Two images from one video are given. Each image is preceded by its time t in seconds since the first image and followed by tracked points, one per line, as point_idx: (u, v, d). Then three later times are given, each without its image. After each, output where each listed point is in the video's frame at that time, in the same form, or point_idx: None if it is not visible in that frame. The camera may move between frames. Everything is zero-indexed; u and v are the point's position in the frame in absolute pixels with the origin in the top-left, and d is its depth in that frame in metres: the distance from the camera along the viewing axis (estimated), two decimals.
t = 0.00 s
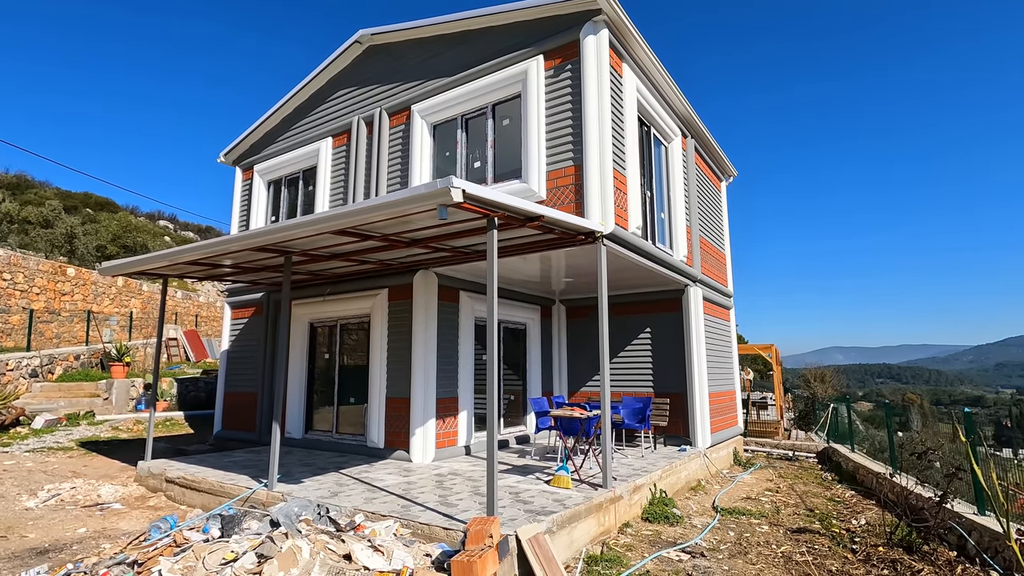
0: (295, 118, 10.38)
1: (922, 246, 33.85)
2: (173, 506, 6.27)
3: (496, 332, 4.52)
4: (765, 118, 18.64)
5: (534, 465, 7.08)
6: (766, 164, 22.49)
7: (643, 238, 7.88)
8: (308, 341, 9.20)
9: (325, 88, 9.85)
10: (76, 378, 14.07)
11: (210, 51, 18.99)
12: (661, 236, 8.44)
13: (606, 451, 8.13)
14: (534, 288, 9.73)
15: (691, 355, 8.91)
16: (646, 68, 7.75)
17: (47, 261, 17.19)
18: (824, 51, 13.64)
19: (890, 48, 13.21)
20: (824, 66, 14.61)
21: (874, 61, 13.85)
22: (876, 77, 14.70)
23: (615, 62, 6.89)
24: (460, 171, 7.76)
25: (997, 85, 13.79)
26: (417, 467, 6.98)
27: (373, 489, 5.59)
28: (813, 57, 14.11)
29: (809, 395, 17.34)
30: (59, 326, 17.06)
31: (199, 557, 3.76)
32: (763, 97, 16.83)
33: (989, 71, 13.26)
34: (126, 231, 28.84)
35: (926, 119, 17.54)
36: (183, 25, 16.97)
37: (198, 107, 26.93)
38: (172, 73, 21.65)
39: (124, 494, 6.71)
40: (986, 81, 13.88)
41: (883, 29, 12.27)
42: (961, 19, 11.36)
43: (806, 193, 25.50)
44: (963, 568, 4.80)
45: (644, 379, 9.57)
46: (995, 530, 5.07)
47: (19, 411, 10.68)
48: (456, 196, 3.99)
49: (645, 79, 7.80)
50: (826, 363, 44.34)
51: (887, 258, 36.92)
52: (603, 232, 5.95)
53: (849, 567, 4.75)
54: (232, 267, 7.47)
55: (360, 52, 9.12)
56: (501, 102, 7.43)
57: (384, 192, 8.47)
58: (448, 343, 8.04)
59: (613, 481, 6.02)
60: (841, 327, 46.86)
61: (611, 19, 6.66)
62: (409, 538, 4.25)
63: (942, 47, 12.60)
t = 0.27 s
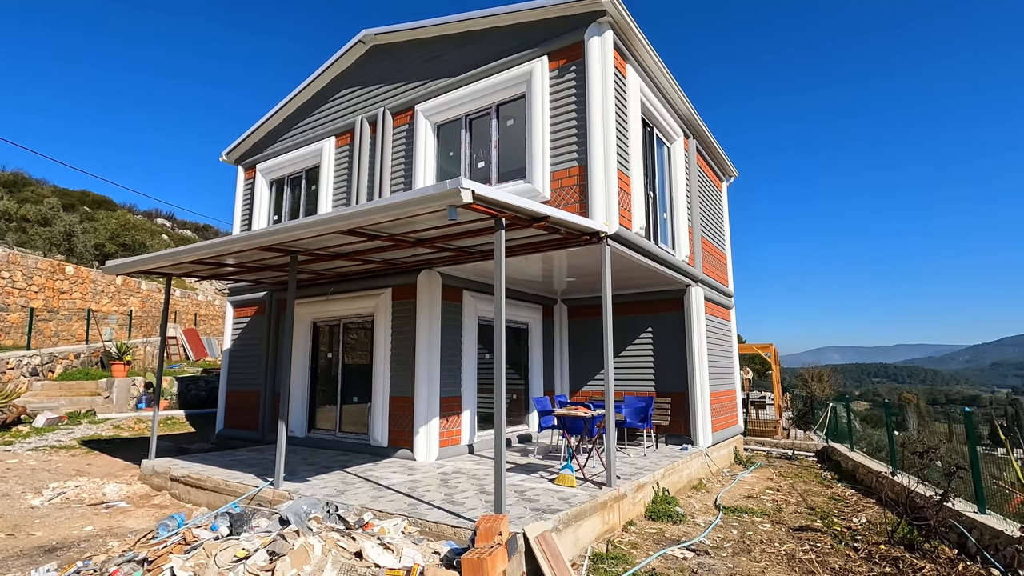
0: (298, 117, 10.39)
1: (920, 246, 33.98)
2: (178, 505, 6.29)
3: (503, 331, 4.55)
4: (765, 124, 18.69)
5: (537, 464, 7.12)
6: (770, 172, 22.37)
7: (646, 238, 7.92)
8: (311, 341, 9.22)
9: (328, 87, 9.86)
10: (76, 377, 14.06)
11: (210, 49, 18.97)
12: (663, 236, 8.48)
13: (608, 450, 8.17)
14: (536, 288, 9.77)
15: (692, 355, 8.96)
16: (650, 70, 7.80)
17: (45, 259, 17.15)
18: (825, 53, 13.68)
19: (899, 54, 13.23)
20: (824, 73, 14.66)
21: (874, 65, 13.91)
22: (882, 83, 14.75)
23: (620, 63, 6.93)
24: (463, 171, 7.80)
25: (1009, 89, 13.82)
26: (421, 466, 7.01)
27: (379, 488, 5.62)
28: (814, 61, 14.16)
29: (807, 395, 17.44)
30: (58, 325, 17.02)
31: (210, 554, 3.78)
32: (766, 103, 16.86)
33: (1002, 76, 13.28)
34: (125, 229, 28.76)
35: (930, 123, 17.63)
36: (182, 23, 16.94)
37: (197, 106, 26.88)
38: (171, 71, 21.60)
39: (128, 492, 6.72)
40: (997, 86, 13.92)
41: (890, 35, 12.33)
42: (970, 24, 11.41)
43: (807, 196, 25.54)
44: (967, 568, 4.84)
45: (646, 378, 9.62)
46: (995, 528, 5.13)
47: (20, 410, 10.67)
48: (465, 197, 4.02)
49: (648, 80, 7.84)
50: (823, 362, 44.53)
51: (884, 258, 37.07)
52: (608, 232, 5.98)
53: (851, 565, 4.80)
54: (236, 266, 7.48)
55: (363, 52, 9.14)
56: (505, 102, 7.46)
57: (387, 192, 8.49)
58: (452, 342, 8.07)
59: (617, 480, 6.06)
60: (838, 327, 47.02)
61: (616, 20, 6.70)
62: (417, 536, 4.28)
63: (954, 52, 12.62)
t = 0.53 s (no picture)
0: (299, 118, 10.42)
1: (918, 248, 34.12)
2: (181, 504, 6.32)
3: (507, 331, 4.59)
4: (764, 124, 18.79)
5: (539, 464, 7.15)
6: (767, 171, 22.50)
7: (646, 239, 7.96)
8: (313, 340, 9.24)
9: (329, 88, 9.90)
10: (76, 377, 14.06)
11: (210, 49, 18.98)
12: (663, 237, 8.52)
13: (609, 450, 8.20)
14: (537, 288, 9.81)
15: (692, 355, 9.01)
16: (651, 72, 7.85)
17: (44, 259, 17.13)
18: (824, 55, 13.76)
19: (897, 55, 13.33)
20: (824, 72, 14.73)
21: (873, 65, 13.98)
22: (881, 84, 14.84)
23: (621, 65, 6.97)
24: (465, 173, 7.84)
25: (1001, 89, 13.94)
26: (423, 465, 7.05)
27: (382, 487, 5.65)
28: (813, 62, 14.23)
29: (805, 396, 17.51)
30: (56, 325, 16.98)
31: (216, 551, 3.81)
32: (764, 102, 16.97)
33: (1001, 77, 13.38)
34: (123, 229, 28.71)
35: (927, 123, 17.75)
36: (182, 24, 16.95)
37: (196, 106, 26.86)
38: (170, 71, 21.59)
39: (130, 492, 6.74)
40: (995, 87, 14.01)
41: (891, 35, 12.41)
42: (960, 25, 11.55)
43: (805, 196, 25.63)
44: (965, 566, 4.88)
45: (646, 379, 9.67)
46: (992, 526, 5.18)
47: (21, 410, 10.68)
48: (470, 199, 4.06)
49: (649, 82, 7.89)
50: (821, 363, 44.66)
51: (882, 259, 37.21)
52: (610, 233, 6.01)
53: (851, 564, 4.84)
54: (238, 266, 7.50)
55: (365, 53, 9.18)
56: (507, 104, 7.50)
57: (389, 192, 8.52)
58: (453, 342, 8.10)
59: (619, 479, 6.10)
60: (836, 328, 47.16)
61: (618, 23, 6.74)
62: (422, 534, 4.31)
63: (947, 52, 12.77)
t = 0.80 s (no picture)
0: (300, 120, 10.43)
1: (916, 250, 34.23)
2: (182, 505, 6.32)
3: (508, 333, 4.60)
4: (763, 129, 18.84)
5: (539, 465, 7.16)
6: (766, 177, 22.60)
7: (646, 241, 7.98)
8: (313, 341, 9.25)
9: (330, 90, 9.91)
10: (75, 377, 14.03)
11: (210, 51, 18.99)
12: (663, 239, 8.55)
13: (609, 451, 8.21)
14: (537, 289, 9.82)
15: (692, 357, 9.03)
16: (651, 74, 7.88)
17: (42, 260, 17.11)
18: (823, 59, 13.80)
19: (895, 61, 13.39)
20: (823, 80, 14.80)
21: (872, 72, 14.03)
22: (880, 89, 14.90)
23: (622, 68, 6.99)
24: (466, 174, 7.86)
25: (1010, 96, 13.97)
26: (423, 467, 7.05)
27: (383, 488, 5.66)
28: (812, 68, 14.27)
29: (804, 397, 17.54)
30: (55, 325, 16.95)
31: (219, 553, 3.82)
32: (763, 107, 17.03)
33: (999, 81, 13.44)
34: (122, 229, 28.67)
35: (928, 127, 17.78)
36: (182, 25, 16.95)
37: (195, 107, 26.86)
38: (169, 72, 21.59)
39: (131, 493, 6.74)
40: (993, 92, 14.06)
41: (891, 41, 12.43)
42: (971, 32, 11.54)
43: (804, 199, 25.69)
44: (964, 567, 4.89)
45: (645, 380, 9.69)
46: (991, 528, 5.20)
47: (20, 410, 10.67)
48: (472, 201, 4.07)
49: (650, 85, 7.92)
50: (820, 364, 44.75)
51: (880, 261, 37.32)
52: (611, 235, 6.03)
53: (851, 565, 4.86)
54: (238, 268, 7.51)
55: (365, 55, 9.20)
56: (508, 106, 7.52)
57: (389, 194, 8.54)
58: (454, 344, 8.11)
59: (619, 480, 6.11)
60: (834, 329, 47.28)
61: (618, 26, 6.76)
62: (423, 536, 4.32)
63: (957, 59, 12.77)
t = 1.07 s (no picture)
0: (301, 122, 10.45)
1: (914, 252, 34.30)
2: (182, 508, 6.31)
3: (510, 335, 4.60)
4: (762, 131, 18.90)
5: (540, 468, 7.15)
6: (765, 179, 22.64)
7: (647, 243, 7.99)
8: (313, 343, 9.25)
9: (330, 92, 9.93)
10: (75, 379, 13.99)
11: (210, 52, 19.01)
12: (663, 241, 8.56)
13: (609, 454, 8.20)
14: (537, 292, 9.83)
15: (692, 360, 9.04)
16: (651, 78, 7.91)
17: (41, 261, 17.09)
18: (821, 62, 13.86)
19: (894, 64, 13.45)
20: (822, 82, 14.85)
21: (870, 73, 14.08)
22: (879, 92, 14.95)
23: (622, 71, 7.01)
24: (466, 177, 7.87)
25: (1015, 98, 13.97)
26: (423, 469, 7.05)
27: (383, 491, 5.66)
28: (811, 70, 14.32)
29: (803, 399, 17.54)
30: (54, 327, 16.93)
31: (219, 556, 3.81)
32: (762, 109, 17.07)
33: (997, 83, 13.49)
34: (122, 231, 28.64)
35: (927, 130, 17.83)
36: (182, 27, 16.99)
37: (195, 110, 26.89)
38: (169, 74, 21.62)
39: (130, 496, 6.72)
40: (991, 94, 14.12)
41: (891, 43, 12.47)
42: (979, 34, 11.53)
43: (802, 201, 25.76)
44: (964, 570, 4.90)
45: (645, 383, 9.70)
46: (991, 531, 5.21)
47: (19, 412, 10.66)
48: (474, 204, 4.07)
49: (650, 88, 7.95)
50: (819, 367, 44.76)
51: (879, 263, 37.39)
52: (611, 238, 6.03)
53: (851, 568, 4.87)
54: (239, 270, 7.51)
55: (366, 57, 9.22)
56: (508, 109, 7.54)
57: (390, 196, 8.55)
58: (454, 346, 8.10)
59: (619, 483, 6.11)
60: (833, 331, 47.34)
61: (619, 29, 6.79)
62: (424, 538, 4.32)
63: (963, 61, 12.76)
